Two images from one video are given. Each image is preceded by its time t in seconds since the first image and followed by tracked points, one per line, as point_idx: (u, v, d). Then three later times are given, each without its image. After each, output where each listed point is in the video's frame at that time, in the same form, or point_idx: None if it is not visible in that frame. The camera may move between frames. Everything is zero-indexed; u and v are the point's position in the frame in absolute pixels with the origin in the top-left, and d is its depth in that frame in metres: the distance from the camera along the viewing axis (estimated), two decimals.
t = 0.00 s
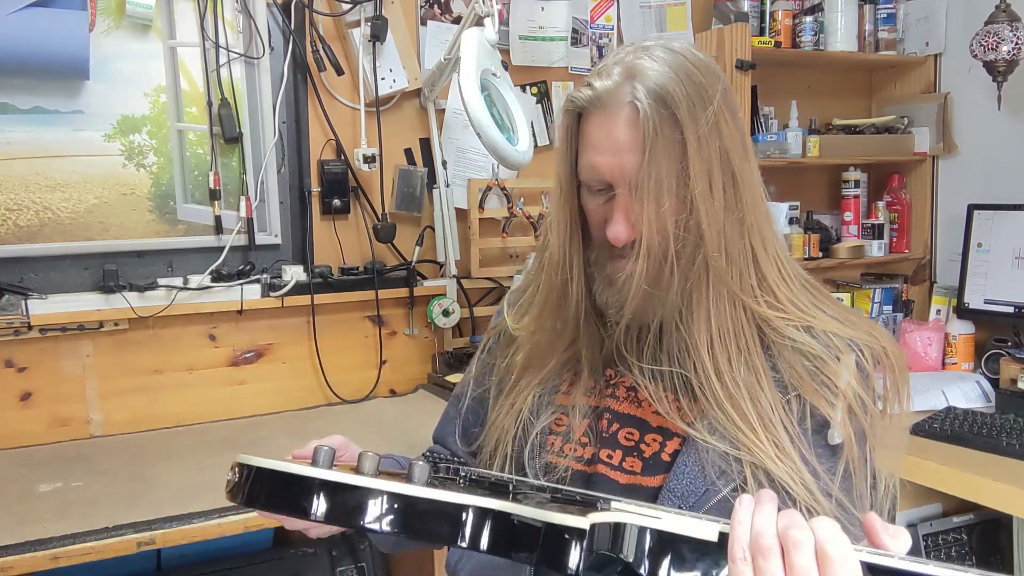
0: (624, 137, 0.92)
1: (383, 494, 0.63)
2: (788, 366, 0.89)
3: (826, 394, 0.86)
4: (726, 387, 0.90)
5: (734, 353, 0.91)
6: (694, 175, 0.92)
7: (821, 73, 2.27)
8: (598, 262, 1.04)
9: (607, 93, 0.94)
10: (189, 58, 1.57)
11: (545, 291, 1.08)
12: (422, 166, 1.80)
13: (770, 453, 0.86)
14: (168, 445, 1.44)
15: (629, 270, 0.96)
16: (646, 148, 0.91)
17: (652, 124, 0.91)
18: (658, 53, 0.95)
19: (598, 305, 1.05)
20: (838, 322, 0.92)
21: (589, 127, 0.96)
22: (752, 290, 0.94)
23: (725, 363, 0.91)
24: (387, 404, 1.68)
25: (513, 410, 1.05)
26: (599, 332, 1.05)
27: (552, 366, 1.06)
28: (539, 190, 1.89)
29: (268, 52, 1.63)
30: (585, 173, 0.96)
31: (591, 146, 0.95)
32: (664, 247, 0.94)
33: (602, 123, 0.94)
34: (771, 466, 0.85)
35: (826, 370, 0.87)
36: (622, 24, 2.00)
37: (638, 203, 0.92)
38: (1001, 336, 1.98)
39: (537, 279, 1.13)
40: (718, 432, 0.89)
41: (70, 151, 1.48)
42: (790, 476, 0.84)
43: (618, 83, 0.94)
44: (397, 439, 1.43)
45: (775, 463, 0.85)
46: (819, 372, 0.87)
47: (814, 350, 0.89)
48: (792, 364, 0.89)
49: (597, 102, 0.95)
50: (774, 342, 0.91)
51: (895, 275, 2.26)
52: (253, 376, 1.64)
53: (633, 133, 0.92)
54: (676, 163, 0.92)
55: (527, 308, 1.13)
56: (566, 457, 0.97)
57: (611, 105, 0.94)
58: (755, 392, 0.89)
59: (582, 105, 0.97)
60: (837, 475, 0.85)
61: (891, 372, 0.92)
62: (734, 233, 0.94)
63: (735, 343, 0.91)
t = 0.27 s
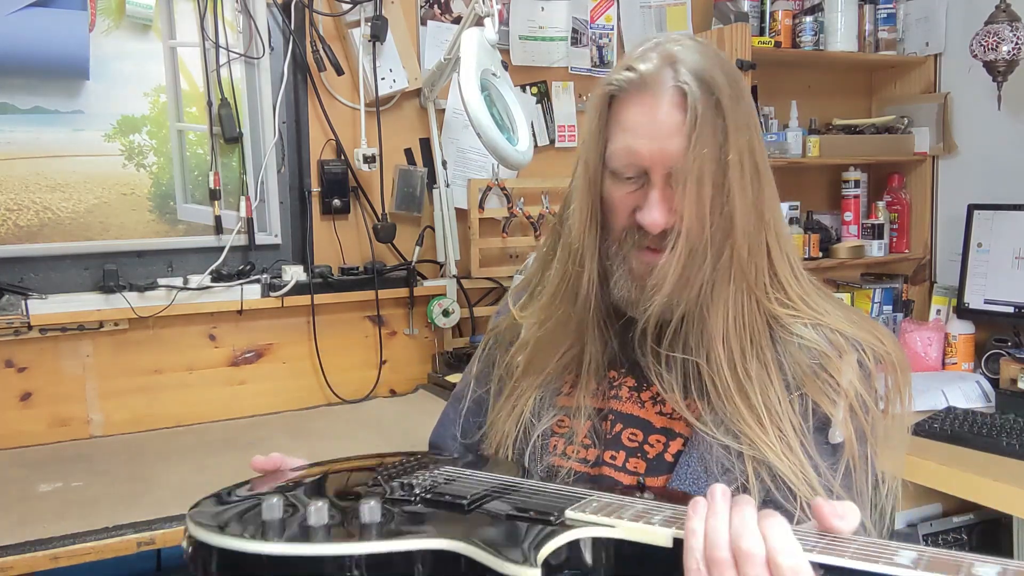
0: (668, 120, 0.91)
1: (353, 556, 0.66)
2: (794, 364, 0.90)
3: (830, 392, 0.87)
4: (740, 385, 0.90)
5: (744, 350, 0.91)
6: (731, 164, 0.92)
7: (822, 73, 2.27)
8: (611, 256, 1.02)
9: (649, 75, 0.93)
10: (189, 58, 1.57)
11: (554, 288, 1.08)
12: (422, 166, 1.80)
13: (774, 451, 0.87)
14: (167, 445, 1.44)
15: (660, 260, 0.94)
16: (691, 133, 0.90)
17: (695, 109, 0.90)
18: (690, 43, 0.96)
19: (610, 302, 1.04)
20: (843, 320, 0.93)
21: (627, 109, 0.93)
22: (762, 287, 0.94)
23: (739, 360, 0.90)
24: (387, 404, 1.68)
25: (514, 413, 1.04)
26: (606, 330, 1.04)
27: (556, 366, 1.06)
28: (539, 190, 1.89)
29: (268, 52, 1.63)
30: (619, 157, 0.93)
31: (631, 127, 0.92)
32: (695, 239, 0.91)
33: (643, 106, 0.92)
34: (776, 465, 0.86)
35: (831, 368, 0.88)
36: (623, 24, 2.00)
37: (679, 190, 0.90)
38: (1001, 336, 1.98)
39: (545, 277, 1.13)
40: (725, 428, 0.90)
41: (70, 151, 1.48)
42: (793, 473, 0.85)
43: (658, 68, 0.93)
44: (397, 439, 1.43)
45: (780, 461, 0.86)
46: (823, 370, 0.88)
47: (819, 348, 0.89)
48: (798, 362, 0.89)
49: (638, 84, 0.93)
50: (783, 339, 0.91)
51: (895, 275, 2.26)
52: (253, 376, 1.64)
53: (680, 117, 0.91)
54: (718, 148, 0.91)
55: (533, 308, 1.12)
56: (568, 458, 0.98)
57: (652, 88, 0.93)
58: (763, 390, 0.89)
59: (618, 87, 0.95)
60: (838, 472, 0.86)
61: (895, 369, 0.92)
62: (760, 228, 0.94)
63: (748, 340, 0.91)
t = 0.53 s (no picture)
0: (734, 93, 0.92)
1: None
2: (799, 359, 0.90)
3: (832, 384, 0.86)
4: (757, 376, 0.92)
5: (752, 346, 0.92)
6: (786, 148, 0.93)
7: (822, 74, 2.27)
8: (644, 238, 0.99)
9: (710, 53, 0.95)
10: (189, 58, 1.57)
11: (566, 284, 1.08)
12: (422, 166, 1.80)
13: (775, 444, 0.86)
14: (168, 445, 1.44)
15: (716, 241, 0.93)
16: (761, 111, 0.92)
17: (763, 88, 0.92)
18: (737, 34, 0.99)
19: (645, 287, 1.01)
20: (845, 315, 0.92)
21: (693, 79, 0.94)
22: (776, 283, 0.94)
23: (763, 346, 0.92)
24: (387, 404, 1.68)
25: (512, 414, 1.05)
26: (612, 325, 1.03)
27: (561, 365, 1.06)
28: (539, 190, 1.89)
29: (268, 52, 1.63)
30: (685, 125, 0.92)
31: (698, 97, 0.93)
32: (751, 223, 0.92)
33: (707, 78, 0.94)
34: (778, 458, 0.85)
35: (832, 360, 0.87)
36: (622, 24, 2.00)
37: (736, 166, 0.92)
38: (1001, 335, 1.98)
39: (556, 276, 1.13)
40: (733, 416, 0.91)
41: (71, 152, 1.48)
42: (794, 469, 0.83)
43: (719, 45, 0.95)
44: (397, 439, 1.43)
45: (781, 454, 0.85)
46: (825, 363, 0.88)
47: (821, 343, 0.89)
48: (802, 356, 0.90)
49: (701, 59, 0.95)
50: (794, 334, 0.92)
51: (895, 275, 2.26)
52: (253, 376, 1.64)
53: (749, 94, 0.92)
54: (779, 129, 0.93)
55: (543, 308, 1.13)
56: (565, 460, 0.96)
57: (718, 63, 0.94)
58: (769, 383, 0.90)
59: (682, 59, 0.96)
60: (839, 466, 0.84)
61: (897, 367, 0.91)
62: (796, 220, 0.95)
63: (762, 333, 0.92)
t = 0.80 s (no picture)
0: (739, 86, 0.94)
1: None
2: (802, 358, 0.88)
3: (838, 380, 0.84)
4: (761, 374, 0.89)
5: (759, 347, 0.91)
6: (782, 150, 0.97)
7: (822, 74, 2.27)
8: (654, 233, 0.97)
9: (711, 49, 0.97)
10: (189, 59, 1.57)
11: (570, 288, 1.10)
12: (422, 166, 1.80)
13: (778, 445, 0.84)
14: (168, 445, 1.44)
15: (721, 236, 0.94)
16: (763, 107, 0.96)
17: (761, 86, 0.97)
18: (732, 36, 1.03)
19: (654, 282, 0.98)
20: (845, 313, 0.92)
21: (701, 73, 0.96)
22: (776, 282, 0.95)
23: (766, 343, 0.90)
24: (387, 404, 1.68)
25: (509, 422, 1.07)
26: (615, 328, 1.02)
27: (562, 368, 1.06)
28: (539, 190, 1.89)
29: (268, 52, 1.63)
30: (693, 118, 0.92)
31: (703, 90, 0.94)
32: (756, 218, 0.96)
33: (713, 72, 0.95)
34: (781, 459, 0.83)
35: (836, 357, 0.86)
36: (623, 25, 2.00)
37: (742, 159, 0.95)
38: (1001, 335, 1.98)
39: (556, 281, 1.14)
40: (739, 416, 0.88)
41: (71, 152, 1.48)
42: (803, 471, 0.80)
43: (719, 42, 0.98)
44: (397, 440, 1.43)
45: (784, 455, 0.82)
46: (827, 361, 0.86)
47: (824, 341, 0.88)
48: (804, 355, 0.88)
49: (703, 55, 0.97)
50: (797, 332, 0.91)
51: (895, 275, 2.26)
52: (253, 376, 1.64)
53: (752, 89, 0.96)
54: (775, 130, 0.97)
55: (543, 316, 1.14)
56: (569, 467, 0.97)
57: (722, 58, 0.96)
58: (776, 382, 0.88)
59: (684, 55, 0.98)
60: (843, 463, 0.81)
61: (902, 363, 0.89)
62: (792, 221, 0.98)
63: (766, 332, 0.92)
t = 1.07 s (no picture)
0: (728, 81, 0.96)
1: None
2: (797, 356, 0.88)
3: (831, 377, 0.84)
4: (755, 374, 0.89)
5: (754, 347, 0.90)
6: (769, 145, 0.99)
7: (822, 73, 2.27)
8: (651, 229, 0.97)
9: (700, 44, 0.98)
10: (189, 59, 1.57)
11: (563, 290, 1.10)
12: (422, 166, 1.81)
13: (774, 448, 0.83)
14: (168, 445, 1.44)
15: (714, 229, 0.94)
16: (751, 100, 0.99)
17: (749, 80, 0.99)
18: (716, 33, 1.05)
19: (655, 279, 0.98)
20: (835, 307, 0.92)
21: (692, 68, 0.96)
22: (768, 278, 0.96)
23: (758, 344, 0.90)
24: (387, 404, 1.68)
25: (502, 437, 1.04)
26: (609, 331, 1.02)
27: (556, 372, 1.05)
28: (539, 191, 1.89)
29: (268, 52, 1.63)
30: (688, 114, 0.94)
31: (698, 84, 0.95)
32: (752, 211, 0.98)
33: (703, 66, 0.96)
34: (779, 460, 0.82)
35: (829, 354, 0.86)
36: (623, 25, 2.00)
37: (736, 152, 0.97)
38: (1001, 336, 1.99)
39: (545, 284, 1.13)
40: (730, 418, 0.88)
41: (70, 152, 1.48)
42: (799, 472, 0.80)
43: (707, 37, 0.99)
44: (397, 440, 1.43)
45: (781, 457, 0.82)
46: (821, 357, 0.86)
47: (816, 337, 0.88)
48: (798, 352, 0.88)
49: (693, 50, 0.98)
50: (790, 328, 0.91)
51: (895, 275, 2.26)
52: (253, 376, 1.64)
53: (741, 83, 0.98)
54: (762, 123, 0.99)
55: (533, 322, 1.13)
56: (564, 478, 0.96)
57: (711, 53, 0.98)
58: (770, 381, 0.88)
59: (673, 50, 0.97)
60: (839, 459, 0.81)
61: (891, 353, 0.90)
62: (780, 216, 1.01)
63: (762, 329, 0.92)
